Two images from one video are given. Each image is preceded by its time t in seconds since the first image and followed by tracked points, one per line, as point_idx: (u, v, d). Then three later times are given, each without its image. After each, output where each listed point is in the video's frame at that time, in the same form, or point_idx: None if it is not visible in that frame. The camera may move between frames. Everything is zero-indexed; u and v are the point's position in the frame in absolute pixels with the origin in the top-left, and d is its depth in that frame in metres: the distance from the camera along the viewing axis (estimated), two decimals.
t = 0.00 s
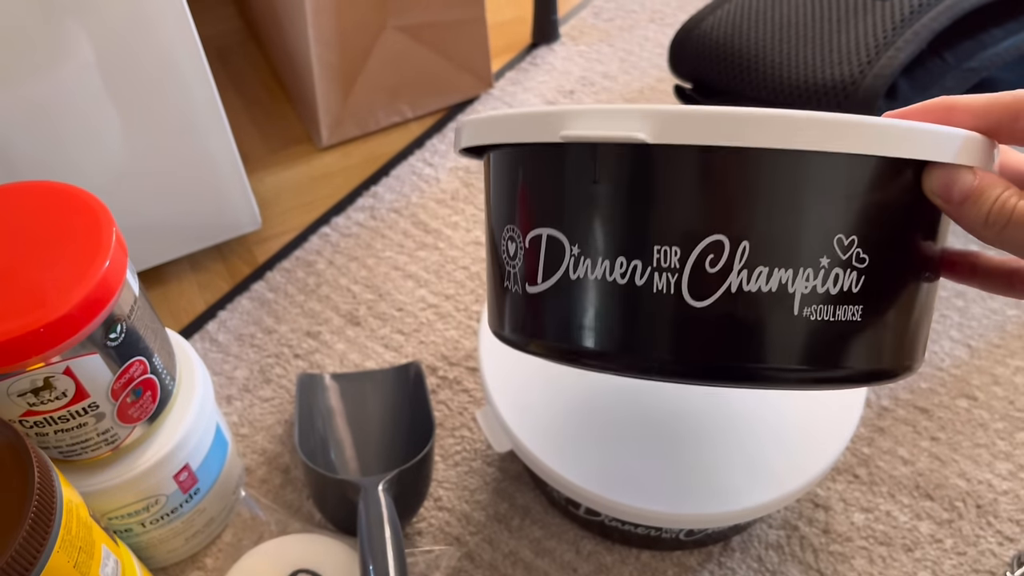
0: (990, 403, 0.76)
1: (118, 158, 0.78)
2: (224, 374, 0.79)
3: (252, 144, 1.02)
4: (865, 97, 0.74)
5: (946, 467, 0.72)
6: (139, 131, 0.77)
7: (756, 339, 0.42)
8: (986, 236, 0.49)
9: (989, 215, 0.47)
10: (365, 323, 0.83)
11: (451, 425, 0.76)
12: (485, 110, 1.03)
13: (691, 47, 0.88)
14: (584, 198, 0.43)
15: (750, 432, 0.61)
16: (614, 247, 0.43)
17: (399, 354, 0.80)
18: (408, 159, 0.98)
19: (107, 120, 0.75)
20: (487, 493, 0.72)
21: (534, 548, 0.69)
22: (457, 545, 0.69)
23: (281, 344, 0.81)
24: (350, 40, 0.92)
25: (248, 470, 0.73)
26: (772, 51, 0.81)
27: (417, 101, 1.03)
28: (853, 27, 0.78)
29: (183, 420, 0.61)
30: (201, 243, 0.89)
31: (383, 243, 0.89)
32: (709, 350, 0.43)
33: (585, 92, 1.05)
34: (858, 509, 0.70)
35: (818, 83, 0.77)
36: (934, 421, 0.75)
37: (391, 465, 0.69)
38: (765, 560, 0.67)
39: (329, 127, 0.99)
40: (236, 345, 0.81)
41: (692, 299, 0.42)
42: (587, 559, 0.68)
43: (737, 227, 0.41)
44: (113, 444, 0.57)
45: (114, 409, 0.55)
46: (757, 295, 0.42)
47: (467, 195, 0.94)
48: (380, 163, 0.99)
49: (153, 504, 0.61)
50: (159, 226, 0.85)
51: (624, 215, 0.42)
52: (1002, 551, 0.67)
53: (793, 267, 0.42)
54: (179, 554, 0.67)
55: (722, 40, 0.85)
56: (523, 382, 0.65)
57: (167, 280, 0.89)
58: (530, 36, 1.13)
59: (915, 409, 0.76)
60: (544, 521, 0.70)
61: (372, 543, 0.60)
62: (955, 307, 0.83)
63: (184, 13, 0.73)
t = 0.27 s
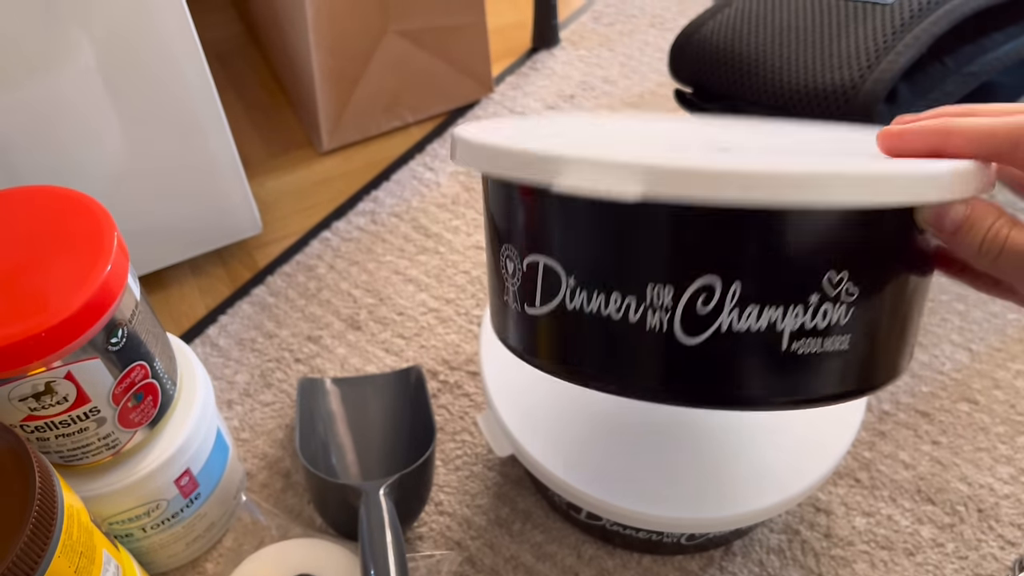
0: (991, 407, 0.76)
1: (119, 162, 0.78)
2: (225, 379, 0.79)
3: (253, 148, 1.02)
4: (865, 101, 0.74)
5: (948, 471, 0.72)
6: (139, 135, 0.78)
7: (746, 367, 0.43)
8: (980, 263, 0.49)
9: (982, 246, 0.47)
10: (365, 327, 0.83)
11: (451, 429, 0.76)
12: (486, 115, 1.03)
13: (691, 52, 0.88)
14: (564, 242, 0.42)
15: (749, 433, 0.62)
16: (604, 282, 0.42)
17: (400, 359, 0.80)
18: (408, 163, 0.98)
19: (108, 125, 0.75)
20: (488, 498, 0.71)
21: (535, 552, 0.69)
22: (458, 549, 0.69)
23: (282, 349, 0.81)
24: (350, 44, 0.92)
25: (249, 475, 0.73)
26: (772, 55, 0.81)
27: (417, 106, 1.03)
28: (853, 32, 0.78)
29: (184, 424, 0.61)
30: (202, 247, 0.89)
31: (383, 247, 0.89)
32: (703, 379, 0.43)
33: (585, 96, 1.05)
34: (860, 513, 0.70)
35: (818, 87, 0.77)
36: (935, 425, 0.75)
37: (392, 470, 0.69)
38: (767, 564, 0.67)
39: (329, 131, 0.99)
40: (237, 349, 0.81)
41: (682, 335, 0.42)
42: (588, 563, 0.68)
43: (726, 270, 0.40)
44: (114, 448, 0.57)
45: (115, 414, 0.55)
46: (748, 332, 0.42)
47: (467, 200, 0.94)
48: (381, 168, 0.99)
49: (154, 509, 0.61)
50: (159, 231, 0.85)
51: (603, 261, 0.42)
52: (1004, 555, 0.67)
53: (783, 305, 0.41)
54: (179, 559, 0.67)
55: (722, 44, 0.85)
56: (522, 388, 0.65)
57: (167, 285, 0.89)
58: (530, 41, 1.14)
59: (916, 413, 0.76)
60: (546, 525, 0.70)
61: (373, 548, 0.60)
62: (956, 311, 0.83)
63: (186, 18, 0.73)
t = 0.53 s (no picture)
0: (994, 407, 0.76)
1: (118, 163, 0.78)
2: (224, 380, 0.79)
3: (254, 149, 1.02)
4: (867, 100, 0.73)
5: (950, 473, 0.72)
6: (139, 137, 0.77)
7: (694, 464, 0.54)
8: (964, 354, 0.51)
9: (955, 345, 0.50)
10: (365, 328, 0.83)
11: (451, 430, 0.75)
12: (486, 116, 1.03)
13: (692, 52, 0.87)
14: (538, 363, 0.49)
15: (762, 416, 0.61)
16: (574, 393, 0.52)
17: (400, 360, 0.80)
18: (408, 164, 0.98)
19: (108, 127, 0.75)
20: (488, 499, 0.71)
21: (535, 554, 0.68)
22: (458, 551, 0.68)
23: (282, 350, 0.81)
24: (350, 45, 0.92)
25: (249, 476, 0.73)
26: (773, 55, 0.81)
27: (418, 107, 1.03)
28: (854, 31, 0.78)
29: (183, 425, 0.61)
30: (202, 248, 0.89)
31: (383, 249, 0.89)
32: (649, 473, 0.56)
33: (586, 97, 1.05)
34: (862, 515, 0.70)
35: (819, 86, 0.76)
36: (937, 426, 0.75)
37: (391, 470, 0.69)
38: (768, 566, 0.67)
39: (329, 132, 0.99)
40: (237, 351, 0.81)
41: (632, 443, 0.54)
42: (589, 565, 0.68)
43: (661, 414, 0.51)
44: (113, 449, 0.57)
45: (113, 414, 0.55)
46: (688, 449, 0.52)
47: (468, 201, 0.94)
48: (382, 169, 0.99)
49: (152, 510, 0.61)
50: (159, 232, 0.85)
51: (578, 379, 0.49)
52: (1007, 557, 0.67)
53: (708, 435, 0.51)
54: (177, 560, 0.67)
55: (723, 44, 0.84)
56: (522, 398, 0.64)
57: (167, 286, 0.89)
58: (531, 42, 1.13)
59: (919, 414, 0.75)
60: (546, 526, 0.70)
61: (373, 550, 0.59)
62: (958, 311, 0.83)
63: (186, 19, 0.73)
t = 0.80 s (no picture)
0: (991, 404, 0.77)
1: (128, 163, 0.79)
2: (233, 376, 0.80)
3: (261, 150, 1.03)
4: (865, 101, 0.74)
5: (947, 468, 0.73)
6: (149, 138, 0.79)
7: (691, 501, 0.58)
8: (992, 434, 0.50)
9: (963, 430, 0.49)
10: (371, 325, 0.84)
11: (456, 426, 0.77)
12: (490, 117, 1.04)
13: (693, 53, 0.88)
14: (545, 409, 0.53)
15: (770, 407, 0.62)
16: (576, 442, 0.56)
17: (405, 357, 0.81)
18: (414, 165, 0.99)
19: (118, 128, 0.77)
20: (492, 494, 0.72)
21: (538, 547, 0.69)
22: (462, 544, 0.69)
23: (289, 347, 0.82)
24: (356, 47, 0.93)
25: (257, 471, 0.74)
26: (774, 57, 0.82)
27: (423, 108, 1.04)
28: (853, 33, 0.79)
29: (193, 420, 0.62)
30: (211, 247, 0.90)
31: (389, 248, 0.91)
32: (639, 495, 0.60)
33: (589, 99, 1.06)
34: (860, 510, 0.71)
35: (818, 87, 0.77)
36: (935, 423, 0.76)
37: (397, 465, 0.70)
38: (768, 560, 0.68)
39: (336, 133, 1.00)
40: (245, 348, 0.82)
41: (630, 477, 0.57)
42: (591, 558, 0.69)
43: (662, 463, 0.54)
44: (124, 443, 0.58)
45: (125, 409, 0.56)
46: (681, 488, 0.56)
47: (472, 201, 0.95)
48: (388, 169, 1.00)
49: (163, 503, 0.63)
50: (168, 232, 0.87)
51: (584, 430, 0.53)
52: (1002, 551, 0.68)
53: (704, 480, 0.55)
54: (187, 553, 0.68)
55: (724, 45, 0.85)
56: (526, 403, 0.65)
57: (176, 284, 0.90)
58: (535, 44, 1.15)
59: (917, 410, 0.76)
60: (549, 520, 0.71)
61: (380, 544, 0.60)
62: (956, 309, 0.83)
63: (196, 24, 0.74)
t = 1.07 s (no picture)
0: (1003, 402, 0.77)
1: (142, 159, 0.80)
2: (246, 373, 0.81)
3: (272, 147, 1.03)
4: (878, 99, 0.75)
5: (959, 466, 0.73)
6: (163, 135, 0.79)
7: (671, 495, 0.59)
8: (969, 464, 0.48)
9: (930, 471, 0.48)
10: (383, 322, 0.84)
11: (468, 422, 0.77)
12: (501, 115, 1.05)
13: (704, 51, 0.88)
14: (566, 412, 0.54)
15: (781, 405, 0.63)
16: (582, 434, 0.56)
17: (417, 354, 0.82)
18: (424, 162, 1.00)
19: (132, 124, 0.77)
20: (505, 490, 0.73)
21: (551, 543, 0.70)
22: (475, 540, 0.70)
23: (301, 343, 0.82)
24: (368, 44, 0.93)
25: (270, 466, 0.75)
26: (786, 55, 0.82)
27: (434, 105, 1.04)
28: (866, 31, 0.79)
29: (210, 416, 0.63)
30: (223, 244, 0.91)
31: (400, 245, 0.91)
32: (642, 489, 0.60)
33: (599, 96, 1.06)
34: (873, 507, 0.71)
35: (832, 86, 0.78)
36: (947, 421, 0.76)
37: (411, 460, 0.70)
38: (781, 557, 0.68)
39: (347, 130, 1.00)
40: (257, 344, 0.83)
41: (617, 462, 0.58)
42: (604, 554, 0.69)
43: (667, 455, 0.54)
44: (142, 437, 0.59)
45: (143, 403, 0.57)
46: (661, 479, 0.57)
47: (483, 198, 0.95)
48: (398, 167, 1.00)
49: (179, 498, 0.63)
50: (181, 228, 0.87)
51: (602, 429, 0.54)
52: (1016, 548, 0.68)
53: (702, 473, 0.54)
54: (202, 547, 0.68)
55: (736, 43, 0.85)
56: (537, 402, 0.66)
57: (189, 280, 0.90)
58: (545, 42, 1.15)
59: (929, 407, 0.76)
60: (562, 517, 0.71)
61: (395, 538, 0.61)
62: (968, 307, 0.83)
63: (210, 20, 0.74)
